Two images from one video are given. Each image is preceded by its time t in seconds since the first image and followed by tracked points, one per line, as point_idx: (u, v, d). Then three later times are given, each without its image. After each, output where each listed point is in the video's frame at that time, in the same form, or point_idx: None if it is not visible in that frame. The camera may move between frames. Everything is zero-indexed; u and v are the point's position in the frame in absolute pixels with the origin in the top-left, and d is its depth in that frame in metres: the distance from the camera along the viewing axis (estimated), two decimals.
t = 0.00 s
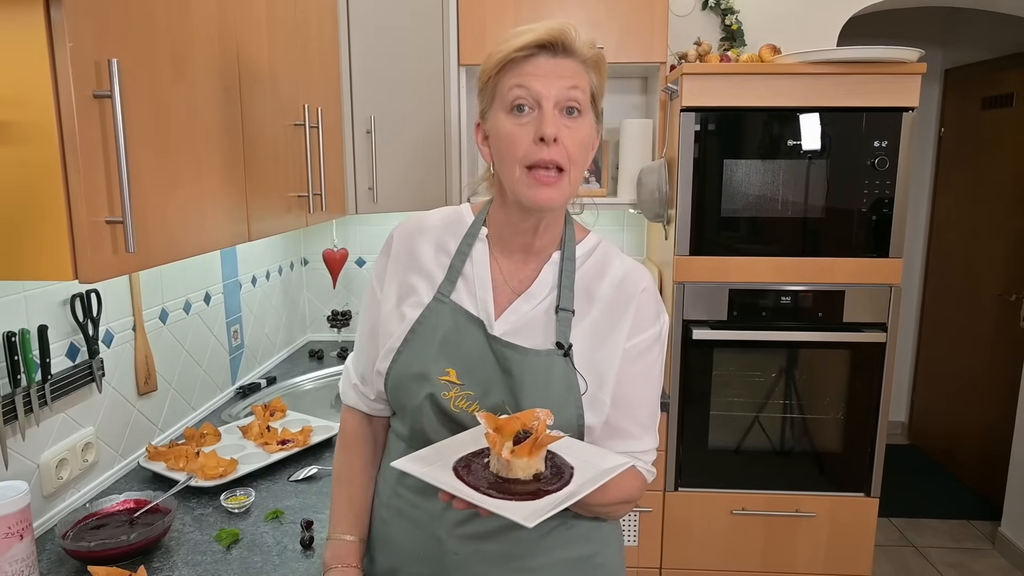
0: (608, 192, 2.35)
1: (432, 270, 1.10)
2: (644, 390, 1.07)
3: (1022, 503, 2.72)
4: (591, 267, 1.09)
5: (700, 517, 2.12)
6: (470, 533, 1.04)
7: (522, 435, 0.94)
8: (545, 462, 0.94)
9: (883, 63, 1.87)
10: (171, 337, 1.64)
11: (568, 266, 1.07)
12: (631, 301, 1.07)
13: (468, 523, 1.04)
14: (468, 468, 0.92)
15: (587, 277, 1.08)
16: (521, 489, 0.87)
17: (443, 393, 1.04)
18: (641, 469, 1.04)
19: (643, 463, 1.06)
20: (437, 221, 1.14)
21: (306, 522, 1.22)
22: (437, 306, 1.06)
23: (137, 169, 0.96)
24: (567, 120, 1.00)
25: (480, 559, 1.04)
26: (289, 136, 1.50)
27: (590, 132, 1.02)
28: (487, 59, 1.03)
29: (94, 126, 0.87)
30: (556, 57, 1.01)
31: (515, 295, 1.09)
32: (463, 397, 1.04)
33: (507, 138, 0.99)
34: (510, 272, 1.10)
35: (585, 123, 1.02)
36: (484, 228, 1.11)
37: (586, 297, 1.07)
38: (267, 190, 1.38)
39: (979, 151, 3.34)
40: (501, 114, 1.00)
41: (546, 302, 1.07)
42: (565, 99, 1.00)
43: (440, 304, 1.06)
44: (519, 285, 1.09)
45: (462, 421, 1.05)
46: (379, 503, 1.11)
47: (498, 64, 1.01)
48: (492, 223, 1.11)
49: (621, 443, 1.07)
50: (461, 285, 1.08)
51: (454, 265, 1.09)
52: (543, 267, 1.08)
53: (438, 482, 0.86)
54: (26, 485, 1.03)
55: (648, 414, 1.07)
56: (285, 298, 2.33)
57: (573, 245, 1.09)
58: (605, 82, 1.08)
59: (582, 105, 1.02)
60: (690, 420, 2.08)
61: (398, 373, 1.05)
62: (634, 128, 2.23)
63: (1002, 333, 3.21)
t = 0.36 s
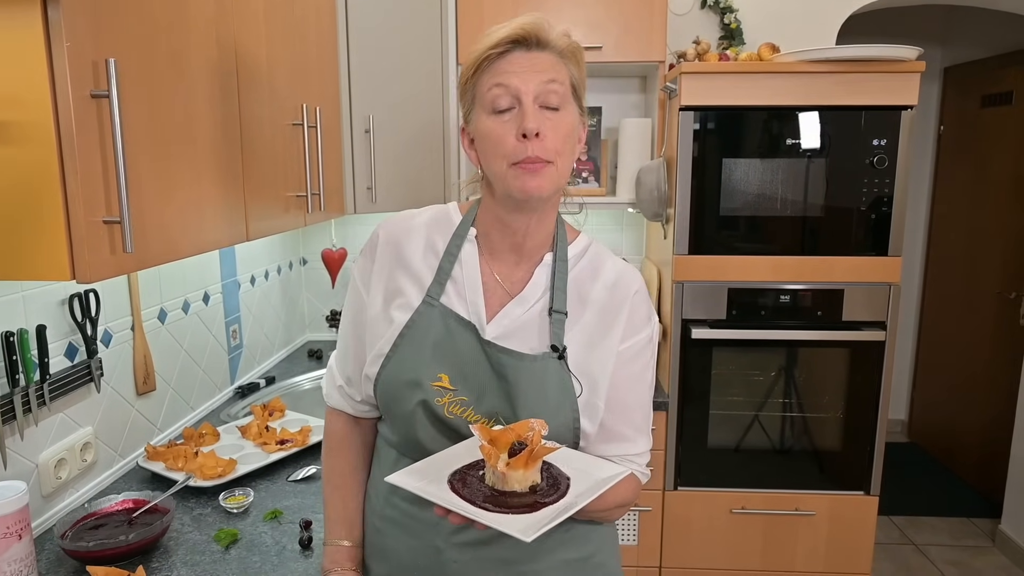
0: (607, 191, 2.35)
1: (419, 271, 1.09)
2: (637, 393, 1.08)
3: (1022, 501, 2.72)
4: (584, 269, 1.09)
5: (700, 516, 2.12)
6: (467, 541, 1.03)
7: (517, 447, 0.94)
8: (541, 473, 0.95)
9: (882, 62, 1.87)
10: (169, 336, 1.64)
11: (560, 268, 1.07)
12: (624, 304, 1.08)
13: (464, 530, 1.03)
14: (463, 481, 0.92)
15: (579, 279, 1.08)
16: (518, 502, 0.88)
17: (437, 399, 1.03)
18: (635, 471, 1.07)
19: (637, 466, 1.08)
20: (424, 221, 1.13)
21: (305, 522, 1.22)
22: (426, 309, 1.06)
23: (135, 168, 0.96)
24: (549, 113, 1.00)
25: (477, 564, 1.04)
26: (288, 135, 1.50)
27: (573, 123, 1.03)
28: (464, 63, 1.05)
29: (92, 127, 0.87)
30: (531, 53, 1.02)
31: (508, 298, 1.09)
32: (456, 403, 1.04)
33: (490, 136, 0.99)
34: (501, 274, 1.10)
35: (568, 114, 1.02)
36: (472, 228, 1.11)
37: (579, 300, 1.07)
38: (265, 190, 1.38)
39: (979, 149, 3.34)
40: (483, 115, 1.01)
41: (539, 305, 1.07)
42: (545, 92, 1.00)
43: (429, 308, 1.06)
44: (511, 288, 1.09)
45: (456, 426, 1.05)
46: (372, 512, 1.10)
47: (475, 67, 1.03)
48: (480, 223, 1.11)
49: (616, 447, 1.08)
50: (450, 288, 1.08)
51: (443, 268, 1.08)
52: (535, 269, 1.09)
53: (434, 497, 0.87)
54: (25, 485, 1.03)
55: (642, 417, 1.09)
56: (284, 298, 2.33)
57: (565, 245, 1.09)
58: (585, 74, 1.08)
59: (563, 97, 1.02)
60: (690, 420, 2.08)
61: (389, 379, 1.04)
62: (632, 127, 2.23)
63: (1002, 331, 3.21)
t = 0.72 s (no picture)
0: (605, 191, 2.35)
1: (418, 272, 1.09)
2: (636, 396, 1.08)
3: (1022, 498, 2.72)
4: (582, 274, 1.09)
5: (700, 515, 2.12)
6: (466, 542, 1.03)
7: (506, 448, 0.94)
8: (530, 474, 0.94)
9: (879, 60, 1.87)
10: (167, 339, 1.64)
11: (561, 274, 1.07)
12: (623, 308, 1.08)
13: (464, 532, 1.04)
14: (452, 480, 0.92)
15: (579, 284, 1.08)
16: (505, 502, 0.87)
17: (435, 403, 1.03)
18: (634, 473, 1.07)
19: (636, 469, 1.08)
20: (423, 222, 1.13)
21: (303, 524, 1.22)
22: (425, 312, 1.06)
23: (131, 168, 0.95)
24: (519, 140, 0.98)
25: (477, 564, 1.04)
26: (284, 136, 1.50)
27: (548, 144, 0.99)
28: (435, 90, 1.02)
29: (87, 128, 0.87)
30: (496, 76, 0.97)
31: (506, 303, 1.08)
32: (455, 407, 1.04)
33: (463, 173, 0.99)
34: (500, 280, 1.10)
35: (541, 137, 0.99)
36: (471, 231, 1.11)
37: (579, 305, 1.07)
38: (262, 191, 1.38)
39: (976, 147, 3.34)
40: (456, 149, 1.00)
41: (539, 310, 1.07)
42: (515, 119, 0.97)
43: (428, 311, 1.06)
44: (510, 294, 1.09)
45: (454, 431, 1.05)
46: (371, 515, 1.10)
47: (443, 97, 1.00)
48: (478, 227, 1.11)
49: (615, 450, 1.08)
50: (449, 290, 1.08)
51: (442, 270, 1.08)
52: (534, 275, 1.09)
53: (421, 496, 0.86)
54: (23, 488, 1.03)
55: (641, 419, 1.09)
56: (282, 299, 2.33)
57: (564, 250, 1.09)
58: (564, 79, 1.02)
59: (535, 120, 0.98)
60: (689, 419, 2.08)
61: (388, 383, 1.05)
62: (629, 127, 2.23)
63: (1000, 328, 3.21)
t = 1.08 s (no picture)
0: (603, 193, 2.35)
1: (421, 275, 1.10)
2: (637, 399, 1.07)
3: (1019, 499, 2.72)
4: (583, 275, 1.08)
5: (698, 516, 2.12)
6: (466, 542, 1.03)
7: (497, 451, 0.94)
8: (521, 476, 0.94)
9: (877, 62, 1.88)
10: (165, 340, 1.64)
11: (562, 277, 1.06)
12: (623, 310, 1.07)
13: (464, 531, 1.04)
14: (442, 483, 0.92)
15: (580, 286, 1.07)
16: (492, 505, 0.86)
17: (435, 405, 1.03)
18: (634, 476, 1.07)
19: (637, 471, 1.08)
20: (426, 224, 1.14)
21: (301, 525, 1.22)
22: (426, 315, 1.06)
23: (128, 169, 0.95)
24: (525, 151, 0.98)
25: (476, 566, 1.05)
26: (282, 137, 1.50)
27: (554, 153, 1.00)
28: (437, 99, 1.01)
29: (85, 129, 0.87)
30: (502, 86, 0.97)
31: (506, 306, 1.08)
32: (455, 409, 1.04)
33: (468, 183, 0.99)
34: (499, 284, 1.10)
35: (547, 147, 0.99)
36: (472, 235, 1.12)
37: (580, 307, 1.07)
38: (260, 193, 1.38)
39: (974, 149, 3.35)
40: (459, 158, 1.00)
41: (539, 313, 1.06)
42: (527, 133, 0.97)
43: (430, 314, 1.06)
44: (510, 297, 1.08)
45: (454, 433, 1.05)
46: (373, 515, 1.11)
47: (446, 107, 1.00)
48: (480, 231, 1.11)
49: (615, 452, 1.07)
50: (450, 293, 1.08)
51: (443, 273, 1.08)
52: (534, 278, 1.08)
53: (409, 498, 0.87)
54: (20, 489, 1.03)
55: (642, 422, 1.08)
56: (280, 301, 2.33)
57: (566, 253, 1.08)
58: (568, 90, 1.03)
59: (541, 130, 0.99)
60: (686, 420, 2.08)
61: (389, 385, 1.05)
62: (627, 128, 2.23)
63: (998, 329, 3.22)
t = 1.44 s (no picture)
0: (601, 193, 2.35)
1: (430, 265, 1.12)
2: (638, 376, 1.04)
3: (1016, 500, 2.73)
4: (578, 254, 1.07)
5: (697, 516, 2.13)
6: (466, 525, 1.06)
7: (507, 417, 0.94)
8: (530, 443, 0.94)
9: (876, 62, 1.88)
10: (163, 341, 1.63)
11: (556, 257, 1.06)
12: (617, 287, 1.04)
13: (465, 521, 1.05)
14: (452, 448, 0.93)
15: (575, 265, 1.07)
16: (502, 467, 0.87)
17: (438, 381, 1.06)
18: (638, 452, 1.03)
19: (642, 447, 1.04)
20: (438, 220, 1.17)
21: (300, 526, 1.22)
22: (432, 300, 1.08)
23: (127, 170, 0.95)
24: (439, 176, 0.98)
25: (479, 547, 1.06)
26: (280, 139, 1.50)
27: (468, 177, 0.97)
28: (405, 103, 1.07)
29: (83, 129, 0.87)
30: (414, 116, 0.97)
31: (505, 286, 1.08)
32: (457, 386, 1.06)
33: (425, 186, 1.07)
34: (497, 267, 1.10)
35: (460, 171, 0.97)
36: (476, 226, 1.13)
37: (574, 286, 1.06)
38: (259, 195, 1.38)
39: (971, 148, 3.36)
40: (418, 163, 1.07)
41: (535, 294, 1.06)
42: (458, 150, 0.96)
43: (435, 298, 1.08)
44: (508, 277, 1.08)
45: (456, 409, 1.07)
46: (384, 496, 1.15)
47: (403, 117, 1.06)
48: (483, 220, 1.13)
49: (619, 429, 1.04)
50: (456, 280, 1.10)
51: (449, 260, 1.10)
52: (529, 259, 1.08)
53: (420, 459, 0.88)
54: (18, 491, 1.03)
55: (645, 399, 1.04)
56: (278, 302, 2.33)
57: (561, 233, 1.08)
58: (482, 108, 0.94)
59: (450, 158, 0.96)
60: (684, 420, 2.08)
61: (396, 364, 1.08)
62: (625, 129, 2.23)
63: (996, 329, 3.22)
